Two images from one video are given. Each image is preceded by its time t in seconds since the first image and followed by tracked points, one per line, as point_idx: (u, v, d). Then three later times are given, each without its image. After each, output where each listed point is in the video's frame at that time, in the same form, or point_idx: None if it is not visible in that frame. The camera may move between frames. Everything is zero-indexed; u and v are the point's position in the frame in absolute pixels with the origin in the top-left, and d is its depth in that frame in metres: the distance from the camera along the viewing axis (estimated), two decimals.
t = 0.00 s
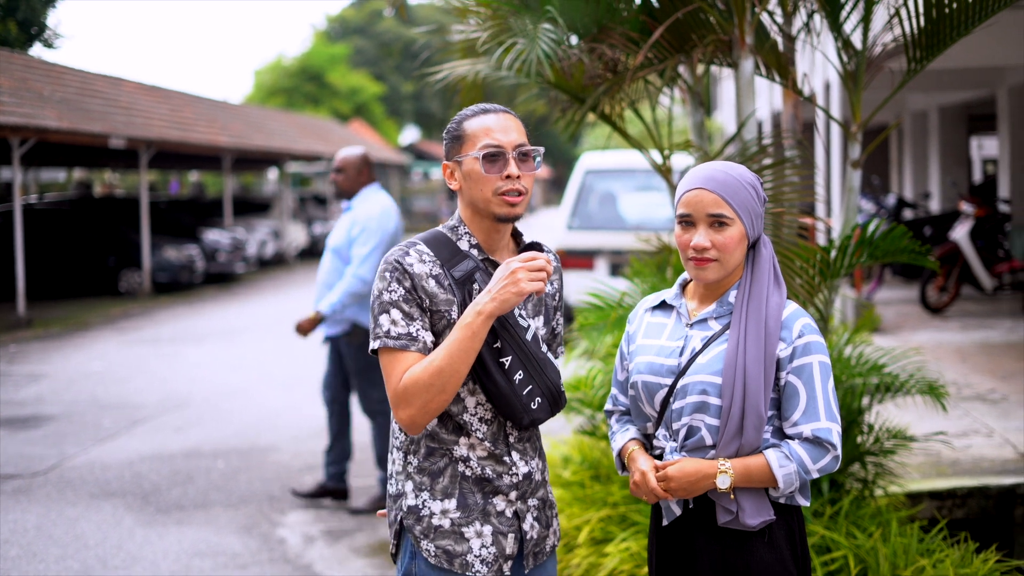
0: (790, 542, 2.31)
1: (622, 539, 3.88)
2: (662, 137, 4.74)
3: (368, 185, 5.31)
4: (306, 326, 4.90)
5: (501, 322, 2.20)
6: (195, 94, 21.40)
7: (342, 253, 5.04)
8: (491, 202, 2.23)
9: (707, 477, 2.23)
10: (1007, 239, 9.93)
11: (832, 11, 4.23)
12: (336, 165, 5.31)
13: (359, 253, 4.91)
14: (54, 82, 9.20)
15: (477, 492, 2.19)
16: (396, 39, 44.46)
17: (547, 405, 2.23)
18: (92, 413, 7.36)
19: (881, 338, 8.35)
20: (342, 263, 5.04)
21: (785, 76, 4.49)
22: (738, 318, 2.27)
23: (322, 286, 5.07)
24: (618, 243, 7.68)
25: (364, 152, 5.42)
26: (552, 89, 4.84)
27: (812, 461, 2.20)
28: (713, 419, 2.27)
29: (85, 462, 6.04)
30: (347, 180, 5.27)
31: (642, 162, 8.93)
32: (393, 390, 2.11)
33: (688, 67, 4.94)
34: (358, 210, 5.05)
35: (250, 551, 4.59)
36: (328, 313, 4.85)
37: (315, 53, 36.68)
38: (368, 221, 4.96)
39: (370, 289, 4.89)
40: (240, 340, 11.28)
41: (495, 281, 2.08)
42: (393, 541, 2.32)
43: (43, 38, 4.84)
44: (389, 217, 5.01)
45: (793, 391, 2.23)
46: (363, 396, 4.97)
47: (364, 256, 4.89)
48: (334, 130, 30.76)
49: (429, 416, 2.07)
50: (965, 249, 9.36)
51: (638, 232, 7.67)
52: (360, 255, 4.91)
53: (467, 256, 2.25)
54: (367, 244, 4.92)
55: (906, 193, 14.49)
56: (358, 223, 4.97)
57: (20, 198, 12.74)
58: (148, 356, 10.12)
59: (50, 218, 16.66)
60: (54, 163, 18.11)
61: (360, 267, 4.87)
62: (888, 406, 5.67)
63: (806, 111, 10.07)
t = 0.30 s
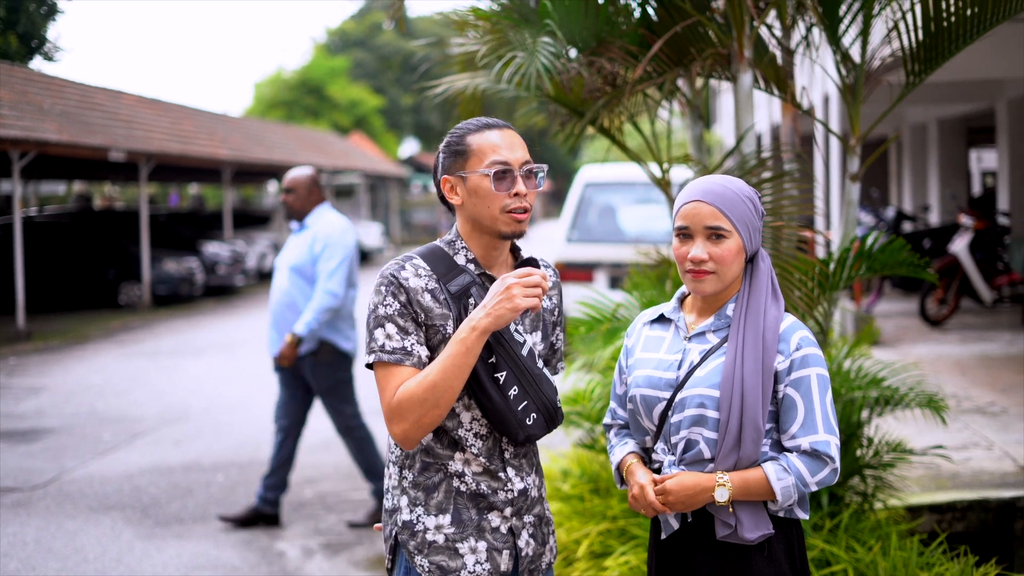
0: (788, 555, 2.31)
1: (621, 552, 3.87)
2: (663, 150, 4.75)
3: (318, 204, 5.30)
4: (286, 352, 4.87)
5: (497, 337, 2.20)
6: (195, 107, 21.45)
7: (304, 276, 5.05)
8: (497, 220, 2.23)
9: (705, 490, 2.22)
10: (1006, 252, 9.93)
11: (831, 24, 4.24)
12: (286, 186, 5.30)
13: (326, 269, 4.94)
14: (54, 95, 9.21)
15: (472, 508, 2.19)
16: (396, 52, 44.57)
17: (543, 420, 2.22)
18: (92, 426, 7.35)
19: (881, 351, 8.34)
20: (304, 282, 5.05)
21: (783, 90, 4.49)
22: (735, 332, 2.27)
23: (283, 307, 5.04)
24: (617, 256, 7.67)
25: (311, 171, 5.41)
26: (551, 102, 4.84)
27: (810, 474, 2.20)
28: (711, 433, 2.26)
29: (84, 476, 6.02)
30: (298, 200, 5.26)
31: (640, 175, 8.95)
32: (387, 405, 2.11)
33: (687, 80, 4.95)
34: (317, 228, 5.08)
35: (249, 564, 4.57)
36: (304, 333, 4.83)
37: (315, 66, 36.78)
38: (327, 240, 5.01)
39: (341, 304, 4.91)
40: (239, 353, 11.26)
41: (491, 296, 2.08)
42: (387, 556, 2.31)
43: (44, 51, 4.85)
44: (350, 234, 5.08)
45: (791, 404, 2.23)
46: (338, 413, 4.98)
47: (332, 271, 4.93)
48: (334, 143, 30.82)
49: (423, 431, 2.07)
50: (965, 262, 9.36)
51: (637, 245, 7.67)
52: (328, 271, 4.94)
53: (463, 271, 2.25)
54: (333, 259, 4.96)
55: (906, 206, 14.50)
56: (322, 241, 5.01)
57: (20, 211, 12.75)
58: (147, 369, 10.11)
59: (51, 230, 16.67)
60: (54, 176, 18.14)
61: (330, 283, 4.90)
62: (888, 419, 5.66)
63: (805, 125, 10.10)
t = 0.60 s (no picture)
0: (794, 560, 2.31)
1: (626, 557, 3.86)
2: (667, 154, 4.72)
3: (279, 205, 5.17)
4: (304, 357, 4.82)
5: (506, 342, 2.20)
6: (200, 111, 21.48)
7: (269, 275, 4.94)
8: (511, 225, 2.24)
9: (708, 494, 2.22)
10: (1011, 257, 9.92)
11: (835, 30, 4.22)
12: (246, 186, 5.12)
13: (306, 267, 4.94)
14: (59, 99, 9.23)
15: (482, 512, 2.18)
16: (400, 56, 44.62)
17: (552, 424, 2.22)
18: (95, 429, 7.35)
19: (885, 356, 8.34)
20: (273, 281, 4.95)
21: (788, 95, 4.46)
22: (740, 336, 2.27)
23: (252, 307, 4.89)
24: (621, 261, 7.66)
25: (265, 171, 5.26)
26: (556, 107, 4.83)
27: (813, 479, 2.19)
28: (715, 437, 2.26)
29: (88, 479, 6.03)
30: (261, 202, 5.10)
31: (644, 180, 8.97)
32: (398, 410, 2.10)
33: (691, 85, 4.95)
34: (283, 226, 5.01)
35: (254, 567, 4.57)
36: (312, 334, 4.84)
37: (319, 70, 36.82)
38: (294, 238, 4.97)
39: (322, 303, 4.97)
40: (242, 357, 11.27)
41: (501, 301, 2.08)
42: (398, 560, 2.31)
43: (49, 55, 4.87)
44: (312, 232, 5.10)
45: (795, 409, 2.22)
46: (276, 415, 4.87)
47: (314, 270, 4.95)
48: (338, 147, 30.85)
49: (434, 436, 2.07)
50: (970, 266, 9.37)
51: (642, 249, 7.66)
52: (308, 270, 4.93)
53: (472, 275, 2.25)
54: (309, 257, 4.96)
55: (910, 211, 14.49)
56: (295, 239, 4.97)
57: (25, 215, 12.77)
58: (151, 373, 10.11)
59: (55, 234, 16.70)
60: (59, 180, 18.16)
61: (314, 280, 4.92)
62: (892, 424, 5.65)
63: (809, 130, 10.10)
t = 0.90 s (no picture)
0: (798, 564, 2.32)
1: (630, 560, 3.88)
2: (672, 158, 4.73)
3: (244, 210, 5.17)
4: (272, 370, 4.93)
5: (517, 345, 2.21)
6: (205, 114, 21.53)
7: (235, 284, 4.95)
8: (517, 229, 2.25)
9: (713, 499, 2.23)
10: (1016, 261, 9.91)
11: (841, 34, 4.24)
12: (211, 190, 5.10)
13: (275, 277, 4.99)
14: (64, 102, 9.27)
15: (491, 515, 2.20)
16: (405, 59, 44.68)
17: (562, 427, 2.24)
18: (100, 431, 7.38)
19: (890, 360, 8.34)
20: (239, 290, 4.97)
21: (794, 98, 4.50)
22: (746, 340, 2.28)
23: (221, 315, 4.89)
24: (625, 264, 7.67)
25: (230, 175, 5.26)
26: (561, 110, 4.85)
27: (817, 484, 2.21)
28: (719, 442, 2.27)
29: (93, 481, 6.05)
30: (226, 207, 5.09)
31: (649, 184, 8.98)
32: (408, 413, 2.12)
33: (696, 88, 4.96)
34: (251, 233, 5.02)
35: (258, 570, 4.59)
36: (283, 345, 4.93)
37: (323, 73, 36.89)
38: (262, 245, 5.00)
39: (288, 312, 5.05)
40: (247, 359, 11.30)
41: (512, 305, 2.09)
42: (408, 562, 2.32)
43: (53, 58, 4.90)
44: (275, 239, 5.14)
45: (800, 414, 2.24)
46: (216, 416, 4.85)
47: (282, 279, 5.00)
48: (342, 150, 30.89)
49: (445, 438, 2.08)
50: (973, 270, 9.36)
51: (646, 253, 7.68)
52: (276, 278, 4.99)
53: (483, 278, 2.26)
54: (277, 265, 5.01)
55: (914, 215, 14.48)
56: (263, 248, 5.00)
57: (30, 217, 12.81)
58: (156, 375, 10.14)
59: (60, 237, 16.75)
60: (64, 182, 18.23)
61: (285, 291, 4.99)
62: (897, 428, 5.65)
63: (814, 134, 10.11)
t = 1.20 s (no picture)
0: (798, 561, 2.32)
1: (630, 558, 3.88)
2: (671, 156, 4.73)
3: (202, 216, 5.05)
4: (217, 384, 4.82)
5: (521, 340, 2.21)
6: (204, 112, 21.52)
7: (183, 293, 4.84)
8: (518, 230, 2.25)
9: (713, 496, 2.24)
10: (1016, 259, 9.92)
11: (841, 31, 4.24)
12: (167, 196, 5.00)
13: (223, 288, 4.85)
14: (63, 100, 9.26)
15: (493, 511, 2.20)
16: (404, 57, 44.66)
17: (567, 422, 2.24)
18: (99, 430, 7.37)
19: (889, 358, 8.34)
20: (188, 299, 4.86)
21: (794, 96, 4.50)
22: (748, 336, 2.29)
23: (167, 324, 4.81)
24: (625, 262, 7.67)
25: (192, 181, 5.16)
26: (561, 108, 4.84)
27: (818, 481, 2.21)
28: (720, 439, 2.27)
29: (93, 479, 6.05)
30: (182, 213, 4.97)
31: (649, 182, 8.98)
32: (411, 408, 2.12)
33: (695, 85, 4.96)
34: (205, 241, 4.90)
35: (258, 568, 4.59)
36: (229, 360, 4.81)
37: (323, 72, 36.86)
38: (214, 253, 4.87)
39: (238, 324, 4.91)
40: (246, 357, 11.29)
41: (516, 301, 2.10)
42: (410, 558, 2.33)
43: (53, 56, 4.90)
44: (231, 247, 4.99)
45: (801, 412, 2.24)
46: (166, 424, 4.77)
47: (230, 291, 4.86)
48: (342, 148, 30.88)
49: (447, 434, 2.08)
50: (973, 268, 9.35)
51: (645, 251, 7.68)
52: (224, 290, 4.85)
53: (487, 273, 2.27)
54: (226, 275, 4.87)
55: (914, 213, 14.49)
56: (214, 258, 4.86)
57: (30, 216, 12.80)
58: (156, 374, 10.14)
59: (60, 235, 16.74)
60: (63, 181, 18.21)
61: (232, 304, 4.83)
62: (897, 425, 5.66)
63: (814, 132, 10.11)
